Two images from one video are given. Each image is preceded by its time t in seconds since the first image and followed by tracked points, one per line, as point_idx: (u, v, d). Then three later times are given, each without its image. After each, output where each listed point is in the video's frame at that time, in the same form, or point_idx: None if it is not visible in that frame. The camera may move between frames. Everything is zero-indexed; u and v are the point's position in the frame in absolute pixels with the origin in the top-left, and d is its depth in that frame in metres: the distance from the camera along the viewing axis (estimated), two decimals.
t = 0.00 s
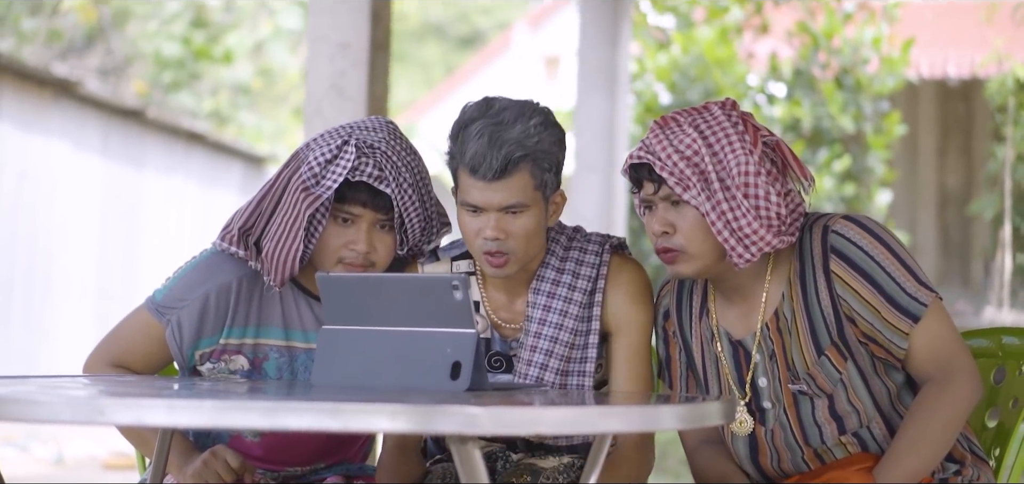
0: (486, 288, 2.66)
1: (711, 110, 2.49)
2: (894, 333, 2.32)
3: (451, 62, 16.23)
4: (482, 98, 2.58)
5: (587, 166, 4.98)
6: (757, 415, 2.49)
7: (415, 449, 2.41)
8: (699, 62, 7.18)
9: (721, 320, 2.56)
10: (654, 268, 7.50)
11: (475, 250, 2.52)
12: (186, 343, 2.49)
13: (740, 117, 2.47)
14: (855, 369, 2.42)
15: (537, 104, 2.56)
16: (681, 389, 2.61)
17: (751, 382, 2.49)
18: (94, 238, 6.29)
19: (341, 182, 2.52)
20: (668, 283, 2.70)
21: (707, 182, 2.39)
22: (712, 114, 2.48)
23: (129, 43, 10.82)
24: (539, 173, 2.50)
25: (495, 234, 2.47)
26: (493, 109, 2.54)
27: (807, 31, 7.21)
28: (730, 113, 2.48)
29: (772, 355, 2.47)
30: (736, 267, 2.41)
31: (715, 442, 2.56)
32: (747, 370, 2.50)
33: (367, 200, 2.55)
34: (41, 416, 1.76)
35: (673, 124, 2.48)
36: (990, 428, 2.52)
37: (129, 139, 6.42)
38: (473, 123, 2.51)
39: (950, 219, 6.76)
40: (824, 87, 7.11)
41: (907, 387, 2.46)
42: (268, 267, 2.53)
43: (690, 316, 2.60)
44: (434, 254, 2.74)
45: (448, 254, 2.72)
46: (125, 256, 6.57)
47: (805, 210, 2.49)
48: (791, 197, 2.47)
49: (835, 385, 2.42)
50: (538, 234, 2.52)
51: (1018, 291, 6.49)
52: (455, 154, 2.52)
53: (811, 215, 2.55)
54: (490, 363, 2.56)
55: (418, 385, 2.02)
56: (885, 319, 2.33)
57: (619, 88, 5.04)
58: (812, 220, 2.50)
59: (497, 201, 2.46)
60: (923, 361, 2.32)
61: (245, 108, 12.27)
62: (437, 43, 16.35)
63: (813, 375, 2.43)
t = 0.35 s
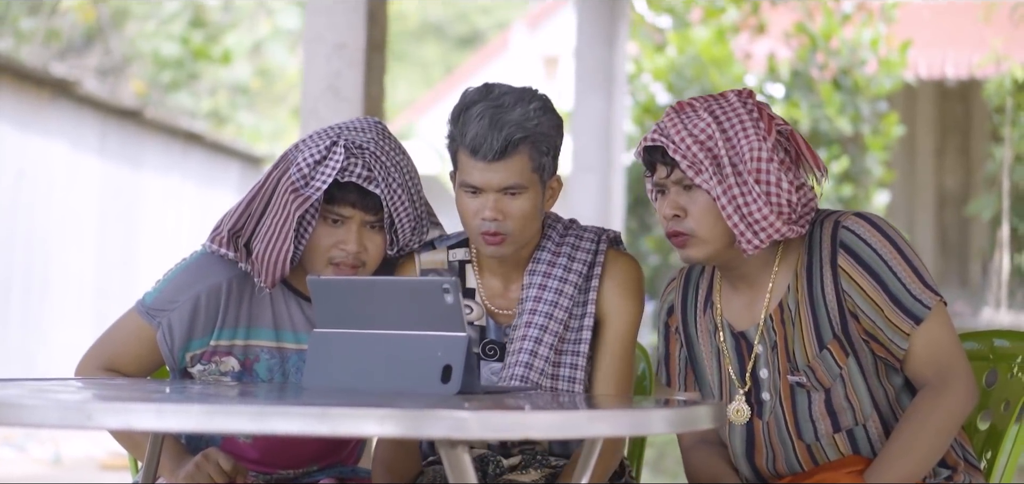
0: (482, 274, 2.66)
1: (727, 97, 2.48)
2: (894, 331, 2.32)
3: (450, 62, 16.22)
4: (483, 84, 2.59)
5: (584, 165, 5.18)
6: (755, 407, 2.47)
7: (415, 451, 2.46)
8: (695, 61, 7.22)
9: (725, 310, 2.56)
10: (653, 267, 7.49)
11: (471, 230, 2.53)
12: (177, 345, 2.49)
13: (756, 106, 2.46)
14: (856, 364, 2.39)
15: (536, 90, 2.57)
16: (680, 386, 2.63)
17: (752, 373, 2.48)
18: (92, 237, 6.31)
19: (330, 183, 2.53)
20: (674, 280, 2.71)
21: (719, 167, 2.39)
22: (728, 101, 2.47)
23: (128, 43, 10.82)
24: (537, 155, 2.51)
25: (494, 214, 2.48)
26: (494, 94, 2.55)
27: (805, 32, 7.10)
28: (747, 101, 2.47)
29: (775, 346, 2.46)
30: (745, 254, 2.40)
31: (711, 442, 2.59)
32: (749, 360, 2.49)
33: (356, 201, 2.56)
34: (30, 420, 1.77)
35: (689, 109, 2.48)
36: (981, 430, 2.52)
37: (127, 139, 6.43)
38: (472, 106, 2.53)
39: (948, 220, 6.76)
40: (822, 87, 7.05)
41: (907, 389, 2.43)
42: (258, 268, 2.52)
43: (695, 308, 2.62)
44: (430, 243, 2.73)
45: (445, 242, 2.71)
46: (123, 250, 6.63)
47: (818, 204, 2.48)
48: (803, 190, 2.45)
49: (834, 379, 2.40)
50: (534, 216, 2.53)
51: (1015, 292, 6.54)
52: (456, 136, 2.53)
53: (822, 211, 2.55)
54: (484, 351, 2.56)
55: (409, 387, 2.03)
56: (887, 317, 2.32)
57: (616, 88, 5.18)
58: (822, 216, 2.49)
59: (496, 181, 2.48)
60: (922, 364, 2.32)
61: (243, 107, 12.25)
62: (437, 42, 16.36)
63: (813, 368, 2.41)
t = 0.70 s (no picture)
0: (482, 268, 2.65)
1: (748, 91, 2.48)
2: (906, 332, 2.32)
3: (449, 63, 16.25)
4: (483, 78, 2.59)
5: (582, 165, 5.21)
6: (767, 400, 2.46)
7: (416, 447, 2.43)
8: (695, 63, 7.21)
9: (741, 304, 2.56)
10: (652, 268, 7.47)
11: (473, 221, 2.53)
12: (172, 329, 2.49)
13: (776, 100, 2.46)
14: (866, 362, 2.38)
15: (535, 84, 2.57)
16: (689, 382, 2.60)
17: (767, 367, 2.47)
18: (91, 238, 6.31)
19: (317, 154, 2.53)
20: (689, 278, 2.69)
21: (739, 161, 2.40)
22: (748, 95, 2.47)
23: (127, 44, 10.76)
24: (537, 146, 2.52)
25: (495, 205, 2.48)
26: (494, 86, 2.56)
27: (803, 33, 7.15)
28: (767, 95, 2.47)
29: (789, 340, 2.45)
30: (763, 248, 2.41)
31: (715, 440, 2.53)
32: (763, 355, 2.48)
33: (343, 174, 2.56)
34: (23, 419, 1.78)
35: (709, 103, 2.49)
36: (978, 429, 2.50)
37: (125, 139, 6.41)
38: (473, 98, 2.53)
39: (947, 221, 6.71)
40: (821, 88, 7.09)
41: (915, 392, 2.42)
42: (246, 244, 2.53)
43: (709, 304, 2.60)
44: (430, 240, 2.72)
45: (445, 238, 2.70)
46: (123, 251, 6.58)
47: (838, 201, 2.45)
48: (823, 186, 2.43)
49: (844, 375, 2.38)
50: (535, 208, 2.53)
51: (1012, 292, 6.46)
52: (456, 129, 2.53)
53: (842, 211, 2.54)
54: (486, 344, 2.57)
55: (404, 387, 2.03)
56: (900, 317, 2.32)
57: (614, 89, 5.18)
58: (843, 214, 2.49)
59: (497, 172, 2.48)
60: (930, 366, 2.32)
61: (243, 108, 12.19)
62: (436, 43, 16.39)
63: (824, 363, 2.40)
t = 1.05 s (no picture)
0: (483, 267, 2.66)
1: (744, 94, 2.47)
2: (904, 334, 2.32)
3: (449, 62, 16.26)
4: (484, 75, 2.59)
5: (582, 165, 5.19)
6: (765, 401, 2.45)
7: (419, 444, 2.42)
8: (695, 62, 7.21)
9: (739, 306, 2.55)
10: (651, 267, 7.47)
11: (474, 218, 2.53)
12: (167, 341, 2.51)
13: (772, 102, 2.45)
14: (864, 364, 2.39)
15: (536, 81, 2.57)
16: (687, 383, 2.59)
17: (765, 370, 2.46)
18: (91, 237, 6.32)
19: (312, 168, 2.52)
20: (686, 279, 2.69)
21: (735, 165, 2.39)
22: (745, 97, 2.46)
23: (128, 43, 10.79)
24: (537, 142, 2.52)
25: (496, 201, 2.48)
26: (495, 84, 2.56)
27: (801, 32, 7.05)
28: (763, 98, 2.46)
29: (787, 342, 2.44)
30: (759, 251, 2.41)
31: (712, 439, 2.53)
32: (761, 357, 2.47)
33: (339, 186, 2.55)
34: (23, 416, 1.78)
35: (706, 106, 2.47)
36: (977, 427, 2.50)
37: (126, 139, 6.41)
38: (474, 95, 2.53)
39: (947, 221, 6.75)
40: (820, 88, 7.02)
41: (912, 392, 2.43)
42: (240, 256, 2.52)
43: (708, 304, 2.60)
44: (431, 239, 2.73)
45: (446, 236, 2.71)
46: (123, 250, 6.62)
47: (835, 203, 2.45)
48: (820, 188, 2.44)
49: (843, 378, 2.39)
50: (535, 204, 2.53)
51: (1012, 292, 6.51)
52: (456, 125, 2.53)
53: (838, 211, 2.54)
54: (488, 342, 2.57)
55: (404, 385, 2.03)
56: (898, 320, 2.32)
57: (614, 89, 5.19)
58: (840, 215, 2.49)
59: (498, 168, 2.48)
60: (926, 368, 2.32)
61: (243, 108, 12.25)
62: (436, 43, 16.40)
63: (823, 366, 2.40)
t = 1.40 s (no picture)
0: (486, 272, 2.66)
1: (742, 100, 2.47)
2: (905, 340, 2.30)
3: (449, 64, 16.27)
4: (488, 81, 2.60)
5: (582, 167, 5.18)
6: (767, 408, 2.46)
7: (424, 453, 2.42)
8: (693, 64, 7.21)
9: (738, 312, 2.56)
10: (651, 270, 7.49)
11: (476, 225, 2.53)
12: (166, 356, 2.50)
13: (770, 109, 2.45)
14: (865, 370, 2.39)
15: (540, 87, 2.58)
16: (687, 390, 2.61)
17: (765, 376, 2.47)
18: (92, 238, 6.32)
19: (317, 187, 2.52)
20: (685, 284, 2.71)
21: (734, 172, 2.39)
22: (743, 104, 2.46)
23: (128, 45, 10.80)
24: (541, 149, 2.52)
25: (498, 207, 2.48)
26: (499, 90, 2.57)
27: (802, 35, 7.03)
28: (761, 104, 2.46)
29: (787, 349, 2.45)
30: (758, 257, 2.40)
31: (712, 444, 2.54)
32: (761, 364, 2.48)
33: (344, 205, 2.55)
34: (26, 423, 1.78)
35: (704, 112, 2.48)
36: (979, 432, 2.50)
37: (126, 141, 6.41)
38: (477, 101, 2.53)
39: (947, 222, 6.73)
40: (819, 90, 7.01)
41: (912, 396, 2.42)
42: (246, 276, 2.52)
43: (706, 311, 2.61)
44: (433, 244, 2.74)
45: (449, 241, 2.72)
46: (123, 253, 6.63)
47: (832, 209, 2.46)
48: (817, 195, 2.44)
49: (844, 384, 2.39)
50: (537, 212, 2.54)
51: (1013, 295, 6.52)
52: (458, 131, 2.53)
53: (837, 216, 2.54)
54: (489, 347, 2.57)
55: (406, 390, 2.03)
56: (899, 326, 2.31)
57: (615, 90, 5.19)
58: (839, 220, 2.48)
59: (500, 174, 2.48)
60: (928, 371, 2.30)
61: (243, 110, 12.28)
62: (436, 44, 16.41)
63: (824, 373, 2.40)
